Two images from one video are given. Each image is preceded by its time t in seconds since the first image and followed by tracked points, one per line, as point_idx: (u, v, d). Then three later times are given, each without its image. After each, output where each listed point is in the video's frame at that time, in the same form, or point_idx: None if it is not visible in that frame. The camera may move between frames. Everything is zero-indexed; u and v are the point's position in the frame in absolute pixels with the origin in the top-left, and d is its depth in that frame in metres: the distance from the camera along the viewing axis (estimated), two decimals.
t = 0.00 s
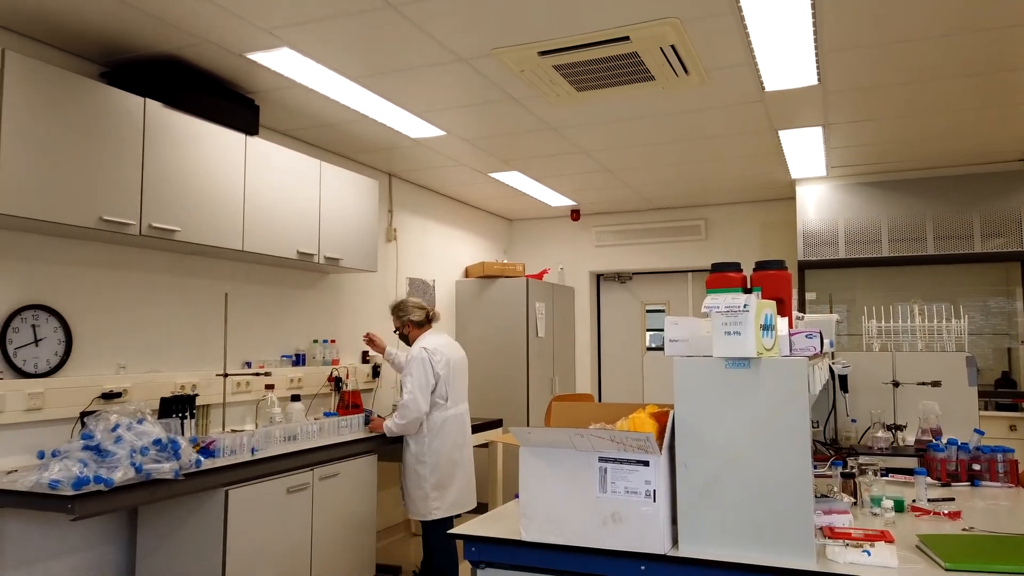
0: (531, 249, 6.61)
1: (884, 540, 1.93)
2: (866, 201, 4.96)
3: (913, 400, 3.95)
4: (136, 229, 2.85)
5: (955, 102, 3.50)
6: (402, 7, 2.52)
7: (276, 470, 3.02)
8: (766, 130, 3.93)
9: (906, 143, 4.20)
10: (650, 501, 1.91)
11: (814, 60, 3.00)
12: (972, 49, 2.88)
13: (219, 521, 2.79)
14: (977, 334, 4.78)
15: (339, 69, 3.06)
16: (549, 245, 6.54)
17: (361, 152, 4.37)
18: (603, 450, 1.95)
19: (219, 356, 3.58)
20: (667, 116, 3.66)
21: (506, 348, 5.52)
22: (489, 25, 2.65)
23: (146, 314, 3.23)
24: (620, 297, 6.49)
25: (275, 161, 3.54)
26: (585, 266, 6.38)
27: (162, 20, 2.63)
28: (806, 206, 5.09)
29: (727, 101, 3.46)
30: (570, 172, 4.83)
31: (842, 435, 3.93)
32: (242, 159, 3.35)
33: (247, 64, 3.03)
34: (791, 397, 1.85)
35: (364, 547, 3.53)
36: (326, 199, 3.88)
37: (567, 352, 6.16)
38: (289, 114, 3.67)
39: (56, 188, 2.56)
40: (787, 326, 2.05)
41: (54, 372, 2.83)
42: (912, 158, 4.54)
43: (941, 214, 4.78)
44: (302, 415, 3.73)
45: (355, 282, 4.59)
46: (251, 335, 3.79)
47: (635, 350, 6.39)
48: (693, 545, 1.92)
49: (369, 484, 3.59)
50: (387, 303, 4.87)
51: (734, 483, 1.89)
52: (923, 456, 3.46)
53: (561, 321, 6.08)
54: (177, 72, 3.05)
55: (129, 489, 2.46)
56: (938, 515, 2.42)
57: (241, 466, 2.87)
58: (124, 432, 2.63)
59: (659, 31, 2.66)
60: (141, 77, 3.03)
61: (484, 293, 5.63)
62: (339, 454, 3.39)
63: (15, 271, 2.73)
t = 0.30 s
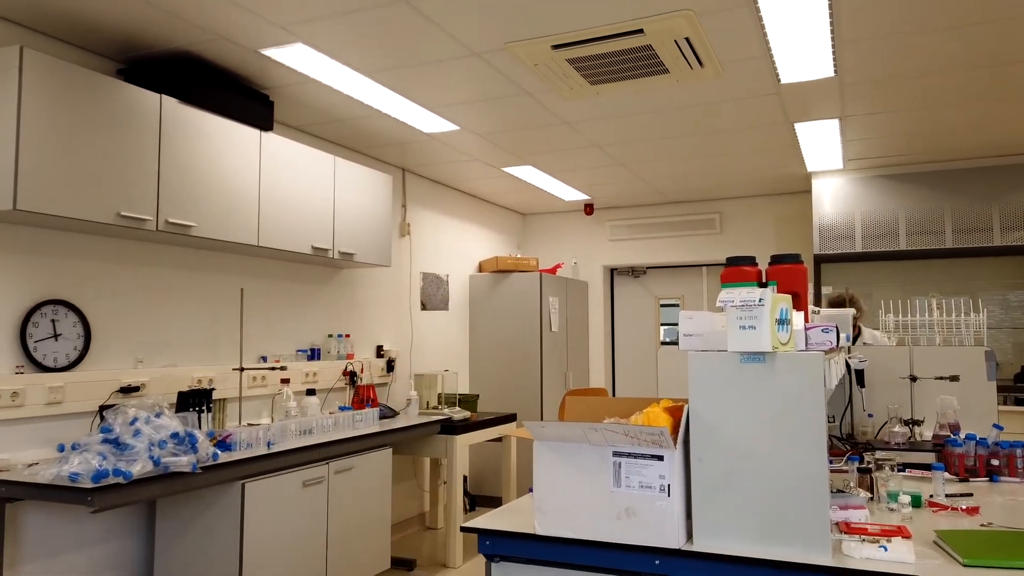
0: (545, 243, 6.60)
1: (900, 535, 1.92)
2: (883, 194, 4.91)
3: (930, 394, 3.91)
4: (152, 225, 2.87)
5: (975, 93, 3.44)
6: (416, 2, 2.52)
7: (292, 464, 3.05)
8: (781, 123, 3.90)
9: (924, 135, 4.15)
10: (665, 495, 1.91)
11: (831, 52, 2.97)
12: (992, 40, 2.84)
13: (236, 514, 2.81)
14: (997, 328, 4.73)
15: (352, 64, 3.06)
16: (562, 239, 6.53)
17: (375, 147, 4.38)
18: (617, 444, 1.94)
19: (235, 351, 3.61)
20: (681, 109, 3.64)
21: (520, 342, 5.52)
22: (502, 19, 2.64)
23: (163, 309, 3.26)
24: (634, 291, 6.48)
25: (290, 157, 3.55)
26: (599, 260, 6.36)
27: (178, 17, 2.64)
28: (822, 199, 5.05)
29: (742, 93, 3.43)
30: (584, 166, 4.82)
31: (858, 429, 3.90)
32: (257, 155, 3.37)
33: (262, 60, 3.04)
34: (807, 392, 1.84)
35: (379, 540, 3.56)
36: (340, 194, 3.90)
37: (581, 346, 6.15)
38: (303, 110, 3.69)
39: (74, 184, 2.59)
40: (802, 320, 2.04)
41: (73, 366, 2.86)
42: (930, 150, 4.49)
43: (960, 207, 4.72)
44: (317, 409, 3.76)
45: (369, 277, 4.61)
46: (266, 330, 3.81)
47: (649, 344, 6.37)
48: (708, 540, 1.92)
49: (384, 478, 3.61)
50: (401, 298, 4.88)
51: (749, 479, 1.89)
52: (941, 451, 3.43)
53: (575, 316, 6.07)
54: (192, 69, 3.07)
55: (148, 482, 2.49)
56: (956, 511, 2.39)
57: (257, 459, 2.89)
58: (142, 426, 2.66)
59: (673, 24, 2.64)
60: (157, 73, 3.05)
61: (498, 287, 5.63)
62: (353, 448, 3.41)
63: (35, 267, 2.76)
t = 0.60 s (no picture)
0: (558, 238, 6.59)
1: (917, 531, 1.91)
2: (901, 187, 4.86)
3: (949, 389, 3.87)
4: (169, 220, 2.89)
5: (996, 83, 3.39)
6: None
7: (307, 457, 3.07)
8: (797, 115, 3.86)
9: (943, 127, 4.10)
10: (678, 490, 1.90)
11: (848, 43, 2.94)
12: (1013, 29, 2.80)
13: (252, 507, 2.84)
14: (1016, 322, 4.67)
15: (366, 59, 3.07)
16: (576, 234, 6.52)
17: (388, 142, 4.38)
18: (631, 439, 1.94)
19: (251, 345, 3.64)
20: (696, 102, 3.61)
21: (533, 336, 5.52)
22: (516, 13, 2.64)
23: (180, 303, 3.29)
24: (648, 286, 6.45)
25: (304, 152, 3.56)
26: (613, 254, 6.34)
27: (194, 13, 2.66)
28: (838, 192, 5.00)
29: (757, 86, 3.40)
30: (598, 160, 4.80)
31: (875, 424, 3.87)
32: (271, 150, 3.38)
33: (276, 56, 3.05)
34: (824, 388, 1.82)
35: (394, 533, 3.58)
36: (354, 189, 3.91)
37: (594, 341, 6.14)
38: (317, 105, 3.70)
39: (92, 180, 2.61)
40: (818, 315, 2.02)
41: (92, 360, 2.89)
42: (949, 143, 4.43)
43: (979, 200, 4.66)
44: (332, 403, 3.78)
45: (383, 272, 4.62)
46: (281, 324, 3.84)
47: (663, 339, 6.35)
48: (722, 534, 1.91)
49: (399, 472, 3.63)
50: (414, 293, 4.89)
51: (764, 474, 1.88)
52: (960, 446, 3.40)
53: (589, 310, 6.06)
54: (207, 64, 3.08)
55: (165, 475, 2.51)
56: (974, 507, 2.37)
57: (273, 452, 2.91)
58: (160, 420, 2.68)
59: (688, 16, 2.62)
60: (173, 69, 3.07)
61: (511, 282, 5.63)
62: (368, 442, 3.42)
63: (55, 262, 2.80)
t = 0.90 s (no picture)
0: (572, 232, 6.58)
1: (934, 527, 1.88)
2: (918, 180, 4.80)
3: (967, 384, 3.84)
4: (185, 216, 2.92)
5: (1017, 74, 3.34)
6: None
7: (322, 451, 3.09)
8: (813, 108, 3.83)
9: (961, 119, 4.04)
10: (693, 485, 1.90)
11: (865, 35, 2.91)
12: None
13: (269, 500, 2.86)
14: None
15: (379, 54, 3.07)
16: (589, 228, 6.50)
17: (402, 137, 4.39)
18: (645, 434, 1.93)
19: (266, 340, 3.66)
20: (710, 96, 3.59)
21: (547, 331, 5.52)
22: (529, 7, 2.63)
23: (196, 298, 3.31)
24: (662, 280, 6.43)
25: (318, 147, 3.58)
26: (626, 249, 6.32)
27: (209, 9, 2.67)
28: (855, 186, 4.95)
29: (772, 79, 3.37)
30: (612, 154, 4.78)
31: (892, 420, 3.85)
32: (286, 146, 3.39)
33: (290, 52, 3.06)
34: (839, 383, 1.81)
35: (408, 527, 3.60)
36: (368, 184, 3.92)
37: (608, 336, 6.13)
38: (331, 100, 3.71)
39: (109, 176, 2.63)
40: (834, 309, 2.00)
41: (111, 355, 2.92)
42: (967, 135, 4.38)
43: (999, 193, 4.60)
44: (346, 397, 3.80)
45: (396, 267, 4.64)
46: (296, 319, 3.86)
47: (677, 334, 6.33)
48: (737, 529, 1.90)
49: (413, 466, 3.64)
50: (428, 287, 4.91)
51: (780, 468, 1.87)
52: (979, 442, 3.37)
53: (603, 305, 6.05)
54: (221, 61, 3.10)
55: (183, 469, 2.54)
56: (993, 503, 2.35)
57: (288, 447, 2.93)
58: (177, 414, 2.71)
59: (703, 8, 2.60)
60: (188, 66, 3.08)
61: (525, 277, 5.63)
62: (382, 436, 3.44)
63: (74, 258, 2.83)
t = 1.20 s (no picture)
0: (585, 226, 6.56)
1: (951, 523, 1.87)
2: (936, 172, 4.75)
3: (986, 379, 3.81)
4: (201, 211, 2.94)
5: None
6: None
7: (336, 445, 3.11)
8: (829, 100, 3.79)
9: (981, 110, 3.99)
10: (707, 480, 1.89)
11: (883, 25, 2.88)
12: None
13: (284, 493, 2.89)
14: None
15: (393, 49, 3.07)
16: (603, 222, 6.48)
17: (415, 131, 4.39)
18: (658, 428, 1.93)
19: (281, 334, 3.68)
20: (724, 88, 3.57)
21: (560, 326, 5.52)
22: None
23: (211, 292, 3.34)
24: (676, 274, 6.40)
25: (332, 142, 3.59)
26: (640, 243, 6.30)
27: (223, 5, 2.68)
28: (871, 178, 4.90)
29: (788, 70, 3.34)
30: (625, 148, 4.76)
31: (908, 414, 3.82)
32: (300, 141, 3.40)
33: (303, 46, 3.07)
34: (854, 377, 1.80)
35: (422, 520, 3.61)
36: (381, 178, 3.92)
37: (621, 330, 6.12)
38: (344, 95, 3.71)
39: (126, 172, 2.66)
40: (850, 304, 1.99)
41: (128, 348, 2.95)
42: (986, 127, 4.32)
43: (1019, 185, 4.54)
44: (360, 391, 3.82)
45: (410, 261, 4.65)
46: (311, 313, 3.88)
47: (691, 328, 6.31)
48: (752, 524, 1.90)
49: (427, 460, 3.66)
50: (441, 282, 4.91)
51: (795, 463, 1.86)
52: (996, 437, 3.35)
53: (616, 299, 6.03)
54: (235, 56, 3.11)
55: (200, 462, 2.56)
56: (1011, 499, 2.33)
57: (303, 440, 2.95)
58: (194, 407, 2.73)
59: None
60: (203, 62, 3.10)
61: (538, 271, 5.63)
62: (396, 430, 3.46)
63: (92, 253, 2.86)
